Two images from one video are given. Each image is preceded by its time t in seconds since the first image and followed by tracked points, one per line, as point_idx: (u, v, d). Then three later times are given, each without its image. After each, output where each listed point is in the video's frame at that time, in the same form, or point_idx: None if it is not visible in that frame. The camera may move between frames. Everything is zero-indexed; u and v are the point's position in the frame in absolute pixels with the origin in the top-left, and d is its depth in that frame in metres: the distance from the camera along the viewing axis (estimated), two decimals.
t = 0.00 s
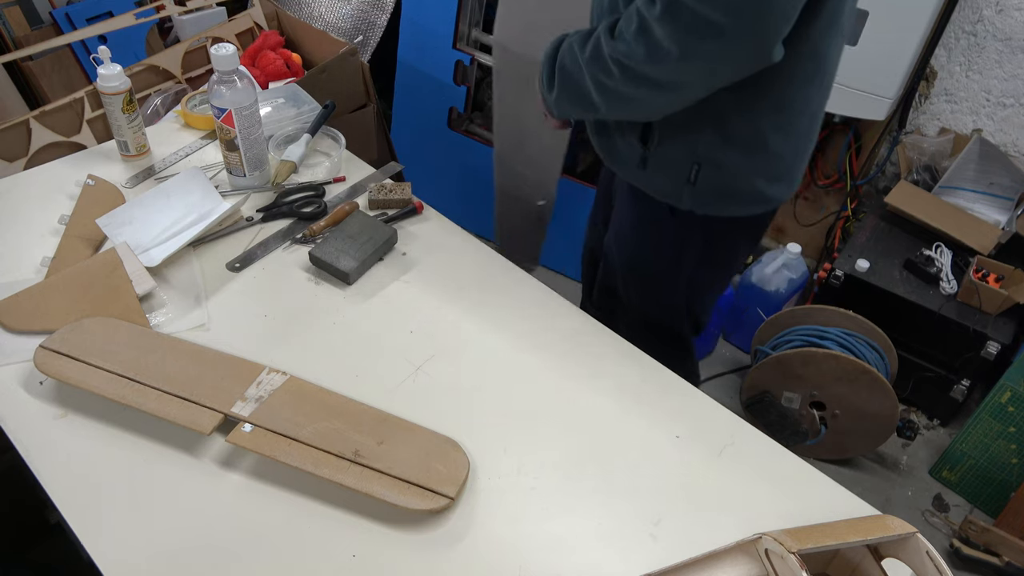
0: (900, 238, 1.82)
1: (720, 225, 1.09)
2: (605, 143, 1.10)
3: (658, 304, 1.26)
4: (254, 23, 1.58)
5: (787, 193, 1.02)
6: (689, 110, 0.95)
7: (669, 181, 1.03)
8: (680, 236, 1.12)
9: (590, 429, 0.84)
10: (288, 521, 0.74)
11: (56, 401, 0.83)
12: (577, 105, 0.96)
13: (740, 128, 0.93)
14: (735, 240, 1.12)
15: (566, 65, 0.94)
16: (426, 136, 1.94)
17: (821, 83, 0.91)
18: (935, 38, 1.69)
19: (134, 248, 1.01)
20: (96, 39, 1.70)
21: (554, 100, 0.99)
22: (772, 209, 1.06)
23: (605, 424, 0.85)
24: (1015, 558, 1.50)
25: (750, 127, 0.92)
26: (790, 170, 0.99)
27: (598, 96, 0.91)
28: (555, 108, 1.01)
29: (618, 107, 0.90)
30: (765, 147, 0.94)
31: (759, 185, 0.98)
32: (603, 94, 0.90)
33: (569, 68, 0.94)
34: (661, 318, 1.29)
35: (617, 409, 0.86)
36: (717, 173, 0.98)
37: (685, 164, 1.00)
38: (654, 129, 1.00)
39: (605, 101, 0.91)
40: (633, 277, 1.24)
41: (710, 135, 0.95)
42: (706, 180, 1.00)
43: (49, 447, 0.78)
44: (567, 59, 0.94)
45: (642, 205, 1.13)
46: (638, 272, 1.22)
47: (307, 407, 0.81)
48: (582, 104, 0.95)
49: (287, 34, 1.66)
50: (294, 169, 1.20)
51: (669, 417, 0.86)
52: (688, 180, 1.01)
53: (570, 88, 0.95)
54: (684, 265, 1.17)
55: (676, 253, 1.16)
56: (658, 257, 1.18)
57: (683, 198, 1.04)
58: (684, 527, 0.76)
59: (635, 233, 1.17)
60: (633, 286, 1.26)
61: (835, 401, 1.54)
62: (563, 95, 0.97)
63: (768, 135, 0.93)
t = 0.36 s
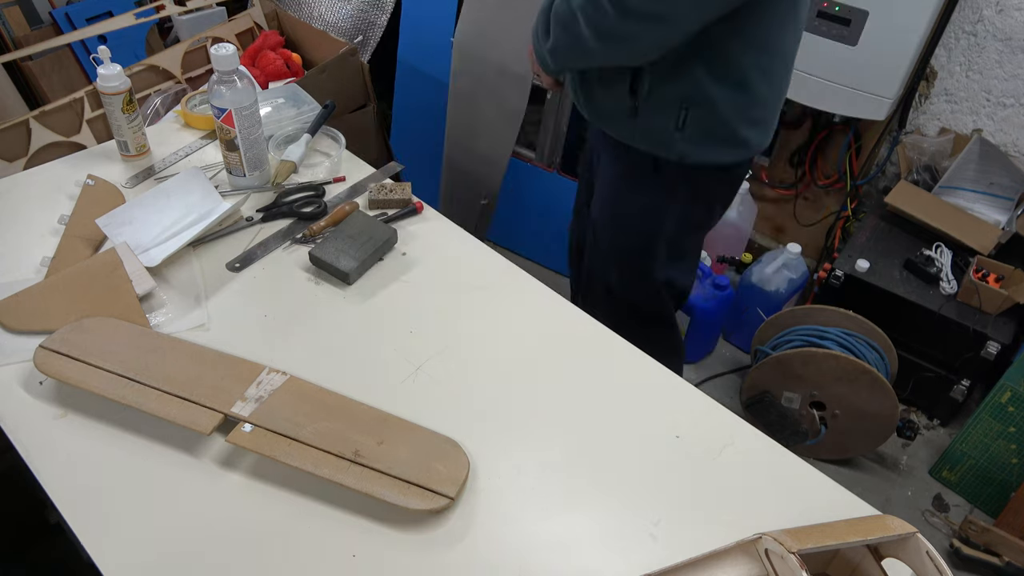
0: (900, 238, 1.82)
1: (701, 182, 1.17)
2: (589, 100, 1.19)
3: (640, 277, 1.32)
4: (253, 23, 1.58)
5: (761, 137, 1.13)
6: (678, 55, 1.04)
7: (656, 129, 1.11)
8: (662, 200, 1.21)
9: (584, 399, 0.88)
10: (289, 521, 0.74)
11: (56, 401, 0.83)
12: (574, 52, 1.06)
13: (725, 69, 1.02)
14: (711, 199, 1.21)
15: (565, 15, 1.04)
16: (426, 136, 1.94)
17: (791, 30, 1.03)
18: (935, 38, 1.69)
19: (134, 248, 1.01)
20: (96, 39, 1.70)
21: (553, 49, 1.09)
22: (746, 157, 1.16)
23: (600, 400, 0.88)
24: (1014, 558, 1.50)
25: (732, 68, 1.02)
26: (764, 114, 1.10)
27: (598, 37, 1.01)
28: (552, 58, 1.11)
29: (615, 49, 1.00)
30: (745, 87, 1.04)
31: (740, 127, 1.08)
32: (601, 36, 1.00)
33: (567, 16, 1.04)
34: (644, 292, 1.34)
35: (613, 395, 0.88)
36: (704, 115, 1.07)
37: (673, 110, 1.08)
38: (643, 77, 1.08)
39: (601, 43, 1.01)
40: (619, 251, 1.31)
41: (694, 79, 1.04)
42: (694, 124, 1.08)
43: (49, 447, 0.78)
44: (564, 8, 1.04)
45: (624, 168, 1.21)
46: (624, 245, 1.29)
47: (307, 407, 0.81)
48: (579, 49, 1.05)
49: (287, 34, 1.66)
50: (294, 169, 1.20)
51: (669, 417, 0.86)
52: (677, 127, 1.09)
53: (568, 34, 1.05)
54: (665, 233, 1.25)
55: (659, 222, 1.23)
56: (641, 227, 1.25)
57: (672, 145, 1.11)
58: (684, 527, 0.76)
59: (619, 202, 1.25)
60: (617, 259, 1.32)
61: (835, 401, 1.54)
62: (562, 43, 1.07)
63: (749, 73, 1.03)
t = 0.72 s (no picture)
0: (900, 238, 1.82)
1: (700, 156, 1.19)
2: (589, 82, 1.20)
3: (637, 268, 1.34)
4: (254, 23, 1.58)
5: (759, 112, 1.14)
6: (676, 29, 1.05)
7: (655, 104, 1.11)
8: (662, 179, 1.21)
9: (583, 392, 0.88)
10: (288, 522, 0.74)
11: (56, 402, 0.83)
12: (574, 29, 1.07)
13: (721, 40, 1.04)
14: (708, 176, 1.23)
15: None
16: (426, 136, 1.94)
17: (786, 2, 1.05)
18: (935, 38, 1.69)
19: (134, 248, 1.01)
20: (96, 39, 1.71)
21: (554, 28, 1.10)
22: (745, 133, 1.17)
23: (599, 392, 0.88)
24: (1015, 558, 1.50)
25: (730, 38, 1.03)
26: (762, 88, 1.11)
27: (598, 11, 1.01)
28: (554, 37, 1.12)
29: (616, 20, 1.01)
30: (743, 58, 1.05)
31: (739, 99, 1.09)
32: (601, 9, 1.01)
33: None
34: (639, 288, 1.38)
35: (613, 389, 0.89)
36: (704, 87, 1.08)
37: (673, 83, 1.09)
38: (642, 53, 1.09)
39: (602, 16, 1.01)
40: (617, 241, 1.32)
41: (692, 51, 1.05)
42: (694, 96, 1.09)
43: (49, 447, 0.78)
44: None
45: (623, 147, 1.22)
46: (622, 232, 1.30)
47: (307, 407, 0.81)
48: (580, 25, 1.05)
49: (288, 33, 1.66)
50: (294, 169, 1.20)
51: (669, 417, 0.86)
52: (677, 100, 1.10)
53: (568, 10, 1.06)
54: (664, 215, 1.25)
55: (658, 204, 1.24)
56: (640, 212, 1.25)
57: (671, 120, 1.12)
58: (684, 526, 0.76)
59: (618, 185, 1.25)
60: (615, 247, 1.33)
61: (835, 401, 1.54)
62: (562, 21, 1.08)
63: (747, 42, 1.03)
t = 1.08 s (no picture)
0: (900, 238, 1.82)
1: (695, 149, 1.18)
2: (585, 77, 1.20)
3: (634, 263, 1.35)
4: (254, 23, 1.58)
5: (753, 107, 1.14)
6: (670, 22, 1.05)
7: (650, 99, 1.11)
8: (657, 174, 1.21)
9: (583, 391, 0.88)
10: (288, 521, 0.74)
11: (56, 402, 0.83)
12: (570, 23, 1.07)
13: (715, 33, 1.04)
14: (704, 169, 1.22)
15: None
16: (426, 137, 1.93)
17: None
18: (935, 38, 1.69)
19: (133, 248, 1.01)
20: (96, 39, 1.70)
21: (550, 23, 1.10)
22: (741, 128, 1.17)
23: (599, 391, 0.88)
24: (1015, 559, 1.50)
25: (723, 32, 1.03)
26: (757, 83, 1.11)
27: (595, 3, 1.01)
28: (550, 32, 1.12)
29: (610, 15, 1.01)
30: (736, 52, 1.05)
31: (733, 93, 1.09)
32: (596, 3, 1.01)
33: None
34: (637, 284, 1.38)
35: (611, 389, 0.89)
36: (698, 81, 1.08)
37: (668, 78, 1.08)
38: (637, 48, 1.09)
39: (596, 10, 1.01)
40: (615, 236, 1.32)
41: (687, 45, 1.05)
42: (688, 90, 1.09)
43: (49, 447, 0.78)
44: None
45: (617, 142, 1.22)
46: (619, 227, 1.30)
47: (306, 407, 0.81)
48: (575, 19, 1.05)
49: (288, 33, 1.66)
50: (294, 169, 1.20)
51: (669, 418, 0.86)
52: (671, 94, 1.10)
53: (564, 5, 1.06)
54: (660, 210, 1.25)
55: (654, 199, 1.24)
56: (636, 207, 1.26)
57: (666, 114, 1.12)
58: (684, 526, 0.76)
59: (614, 180, 1.26)
60: (613, 242, 1.33)
61: (835, 401, 1.54)
62: (558, 16, 1.08)
63: (741, 35, 1.04)
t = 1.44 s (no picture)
0: (901, 238, 1.82)
1: (709, 151, 1.18)
2: (595, 86, 1.20)
3: (642, 264, 1.35)
4: (254, 23, 1.58)
5: (765, 107, 1.15)
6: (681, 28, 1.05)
7: (663, 104, 1.11)
8: (671, 178, 1.21)
9: (584, 392, 0.88)
10: (288, 521, 0.74)
11: (56, 402, 0.83)
12: (581, 33, 1.07)
13: (726, 36, 1.04)
14: (713, 170, 1.22)
15: None
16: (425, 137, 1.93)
17: None
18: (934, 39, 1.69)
19: (133, 248, 1.01)
20: (96, 39, 1.70)
21: (561, 34, 1.10)
22: (751, 129, 1.17)
23: (601, 392, 0.88)
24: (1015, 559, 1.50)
25: (734, 35, 1.04)
26: (766, 84, 1.11)
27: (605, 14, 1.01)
28: (561, 42, 1.12)
29: (621, 24, 1.01)
30: (747, 54, 1.06)
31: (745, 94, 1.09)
32: (607, 13, 1.01)
33: None
34: (646, 287, 1.38)
35: (614, 389, 0.89)
36: (710, 85, 1.08)
37: (680, 83, 1.08)
38: (648, 56, 1.09)
39: (609, 18, 1.01)
40: (626, 240, 1.32)
41: (698, 50, 1.05)
42: (701, 94, 1.09)
43: (49, 447, 0.78)
44: None
45: (628, 147, 1.22)
46: (630, 230, 1.30)
47: (306, 407, 0.81)
48: (586, 29, 1.05)
49: (288, 33, 1.66)
50: (294, 169, 1.20)
51: (669, 418, 0.86)
52: (684, 99, 1.10)
53: (575, 16, 1.06)
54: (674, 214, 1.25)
55: (670, 203, 1.23)
56: (648, 210, 1.25)
57: (679, 119, 1.12)
58: (683, 527, 0.76)
59: (626, 184, 1.25)
60: (623, 247, 1.33)
61: (835, 401, 1.54)
62: (569, 27, 1.08)
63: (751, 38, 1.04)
